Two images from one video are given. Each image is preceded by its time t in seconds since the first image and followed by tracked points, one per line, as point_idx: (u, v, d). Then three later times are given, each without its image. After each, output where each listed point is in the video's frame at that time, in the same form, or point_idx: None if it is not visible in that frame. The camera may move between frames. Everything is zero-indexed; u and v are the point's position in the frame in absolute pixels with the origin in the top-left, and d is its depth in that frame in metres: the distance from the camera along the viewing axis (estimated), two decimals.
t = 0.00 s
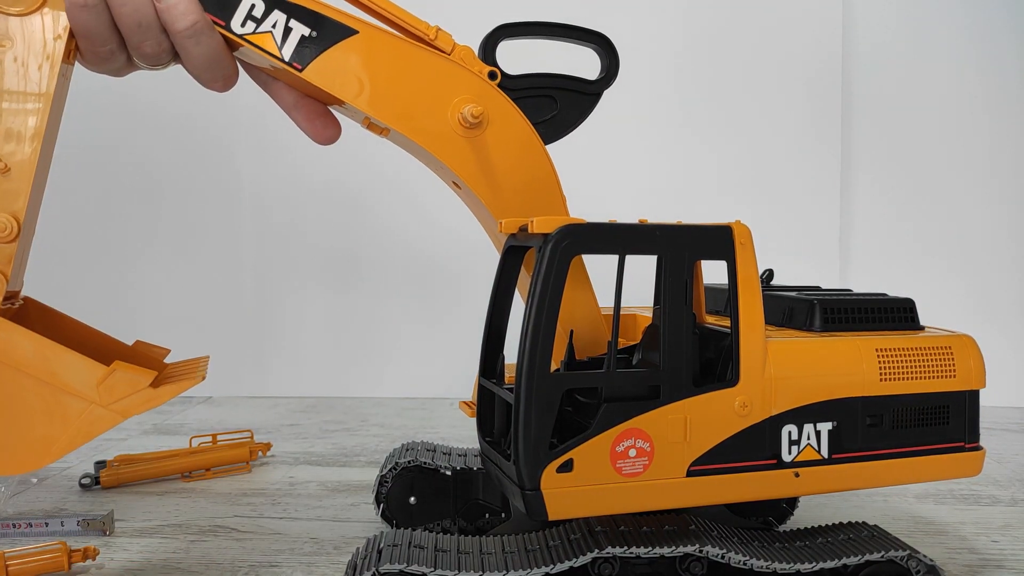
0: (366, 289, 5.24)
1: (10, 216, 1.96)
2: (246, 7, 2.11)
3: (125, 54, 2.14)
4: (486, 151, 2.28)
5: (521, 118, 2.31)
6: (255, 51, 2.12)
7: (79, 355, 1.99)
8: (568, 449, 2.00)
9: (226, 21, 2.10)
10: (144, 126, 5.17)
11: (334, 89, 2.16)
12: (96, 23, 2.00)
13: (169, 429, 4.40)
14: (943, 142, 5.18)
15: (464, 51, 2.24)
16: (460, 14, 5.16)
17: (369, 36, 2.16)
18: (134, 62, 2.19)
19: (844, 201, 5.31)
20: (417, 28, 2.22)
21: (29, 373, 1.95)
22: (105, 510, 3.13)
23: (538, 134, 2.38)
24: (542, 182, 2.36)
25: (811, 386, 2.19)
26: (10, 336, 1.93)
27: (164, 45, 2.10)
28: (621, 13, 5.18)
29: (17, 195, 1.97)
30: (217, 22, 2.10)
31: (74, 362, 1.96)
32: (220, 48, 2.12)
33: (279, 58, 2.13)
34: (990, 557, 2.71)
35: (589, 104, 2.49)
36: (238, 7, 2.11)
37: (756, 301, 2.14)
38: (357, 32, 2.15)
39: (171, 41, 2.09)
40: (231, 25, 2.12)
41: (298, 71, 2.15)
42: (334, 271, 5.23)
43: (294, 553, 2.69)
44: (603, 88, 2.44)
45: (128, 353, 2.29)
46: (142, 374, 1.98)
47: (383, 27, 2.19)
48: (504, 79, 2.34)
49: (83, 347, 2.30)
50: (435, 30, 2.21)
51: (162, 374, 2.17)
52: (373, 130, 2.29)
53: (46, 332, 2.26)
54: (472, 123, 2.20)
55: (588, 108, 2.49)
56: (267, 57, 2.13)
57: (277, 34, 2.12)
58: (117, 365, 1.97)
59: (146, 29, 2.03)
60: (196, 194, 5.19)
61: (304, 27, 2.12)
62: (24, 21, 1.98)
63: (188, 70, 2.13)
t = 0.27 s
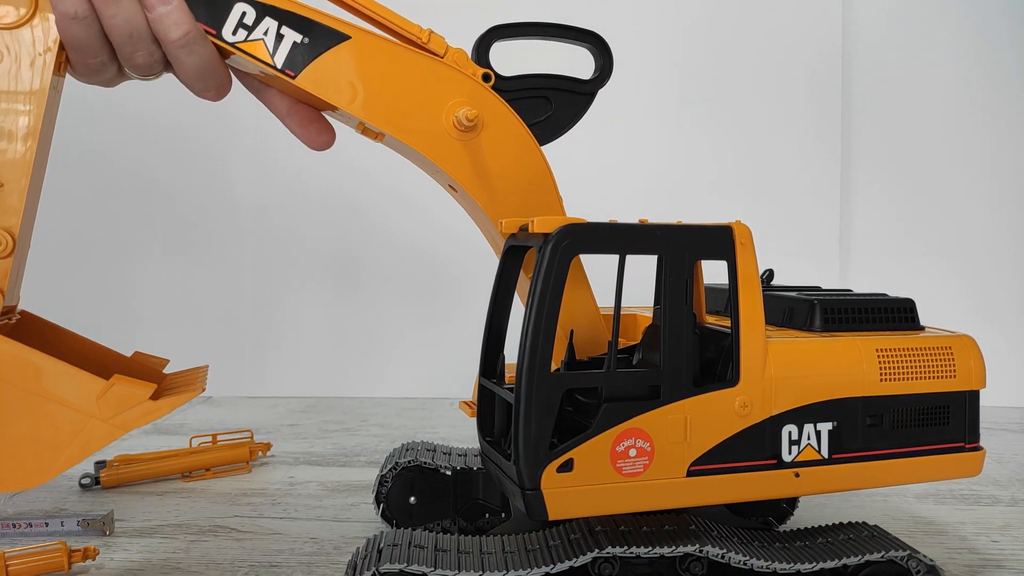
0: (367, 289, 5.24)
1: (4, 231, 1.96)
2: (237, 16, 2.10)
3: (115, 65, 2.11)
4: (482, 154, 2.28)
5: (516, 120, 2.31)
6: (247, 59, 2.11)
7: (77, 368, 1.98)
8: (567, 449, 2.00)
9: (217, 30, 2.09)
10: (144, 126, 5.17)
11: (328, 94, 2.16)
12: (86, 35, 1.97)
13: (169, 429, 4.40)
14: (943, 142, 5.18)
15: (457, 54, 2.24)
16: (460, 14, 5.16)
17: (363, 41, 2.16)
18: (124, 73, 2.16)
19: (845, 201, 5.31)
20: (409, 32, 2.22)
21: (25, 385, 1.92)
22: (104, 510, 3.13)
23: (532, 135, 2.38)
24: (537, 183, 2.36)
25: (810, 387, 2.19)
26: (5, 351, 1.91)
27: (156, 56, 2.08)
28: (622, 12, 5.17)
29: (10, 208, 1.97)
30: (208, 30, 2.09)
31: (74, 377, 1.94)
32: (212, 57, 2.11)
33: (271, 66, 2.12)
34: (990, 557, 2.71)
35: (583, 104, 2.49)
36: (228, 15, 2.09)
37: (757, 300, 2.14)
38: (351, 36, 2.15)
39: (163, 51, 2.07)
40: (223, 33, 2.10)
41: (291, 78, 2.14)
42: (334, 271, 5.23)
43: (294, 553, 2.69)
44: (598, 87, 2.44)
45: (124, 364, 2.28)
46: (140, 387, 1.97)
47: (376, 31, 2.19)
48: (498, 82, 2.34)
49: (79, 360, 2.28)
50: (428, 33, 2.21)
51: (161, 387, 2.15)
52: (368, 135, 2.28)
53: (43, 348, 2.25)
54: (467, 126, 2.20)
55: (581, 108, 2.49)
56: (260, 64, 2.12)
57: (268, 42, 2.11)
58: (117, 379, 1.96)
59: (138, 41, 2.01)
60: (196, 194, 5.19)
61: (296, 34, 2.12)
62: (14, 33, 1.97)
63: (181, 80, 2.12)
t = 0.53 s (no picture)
0: (367, 289, 5.24)
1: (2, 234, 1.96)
2: (236, 16, 2.10)
3: (114, 66, 2.11)
4: (482, 154, 2.28)
5: (516, 120, 2.31)
6: (246, 59, 2.11)
7: (79, 373, 1.97)
8: (568, 449, 2.00)
9: (216, 30, 2.09)
10: (144, 125, 5.17)
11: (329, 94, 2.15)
12: (85, 36, 1.97)
13: (169, 429, 4.40)
14: (943, 142, 5.18)
15: (457, 54, 2.24)
16: (460, 14, 5.16)
17: (362, 41, 2.16)
18: (123, 74, 2.16)
19: (845, 202, 5.30)
20: (409, 32, 2.22)
21: (28, 391, 1.92)
22: (105, 510, 3.13)
23: (533, 135, 2.37)
24: (538, 183, 2.36)
25: (811, 387, 2.19)
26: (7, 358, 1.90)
27: (155, 57, 2.08)
28: (622, 12, 5.17)
29: (8, 211, 1.97)
30: (209, 31, 2.09)
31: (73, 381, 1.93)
32: (212, 58, 2.11)
33: (270, 66, 2.12)
34: (990, 557, 2.71)
35: (583, 104, 2.49)
36: (227, 15, 2.09)
37: (757, 301, 2.14)
38: (350, 36, 2.15)
39: (162, 52, 2.07)
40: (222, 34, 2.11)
41: (290, 78, 2.14)
42: (333, 271, 5.23)
43: (294, 553, 2.69)
44: (597, 86, 2.45)
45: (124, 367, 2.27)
46: (141, 391, 1.96)
47: (375, 31, 2.19)
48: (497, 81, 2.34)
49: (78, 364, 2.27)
50: (427, 33, 2.21)
51: (162, 391, 2.15)
52: (367, 135, 2.28)
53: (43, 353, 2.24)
54: (467, 125, 2.20)
55: (582, 107, 2.49)
56: (259, 64, 2.12)
57: (268, 42, 2.11)
58: (116, 383, 1.95)
59: (137, 42, 2.02)
60: (196, 193, 5.19)
61: (296, 34, 2.11)
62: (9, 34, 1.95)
63: (181, 81, 2.12)
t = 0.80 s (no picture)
0: (366, 289, 5.24)
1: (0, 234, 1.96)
2: (238, 12, 2.09)
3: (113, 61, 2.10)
4: (484, 153, 2.27)
5: (518, 120, 2.30)
6: (247, 56, 2.11)
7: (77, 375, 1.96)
8: (572, 451, 1.99)
9: (218, 27, 2.08)
10: (145, 125, 5.17)
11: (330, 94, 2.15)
12: (84, 32, 1.96)
13: (169, 429, 4.40)
14: (944, 142, 5.17)
15: (460, 53, 2.23)
16: (460, 15, 5.16)
17: (365, 40, 2.15)
18: (121, 70, 2.15)
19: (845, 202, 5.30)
20: (411, 30, 2.21)
21: (28, 395, 1.91)
22: (105, 510, 3.13)
23: (535, 134, 2.37)
24: (540, 182, 2.36)
25: (814, 388, 2.19)
26: (7, 360, 1.89)
27: (155, 54, 2.07)
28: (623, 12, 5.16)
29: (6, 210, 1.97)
30: (209, 28, 2.08)
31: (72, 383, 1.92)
32: (213, 55, 2.10)
33: (272, 64, 2.12)
34: (990, 557, 2.71)
35: (584, 103, 2.49)
36: (229, 12, 2.09)
37: (761, 301, 2.14)
38: (352, 36, 2.14)
39: (163, 48, 2.06)
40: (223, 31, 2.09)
41: (291, 77, 2.14)
42: (333, 271, 5.23)
43: (294, 553, 2.69)
44: (598, 86, 2.45)
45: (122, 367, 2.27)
46: (142, 393, 1.96)
47: (377, 30, 2.18)
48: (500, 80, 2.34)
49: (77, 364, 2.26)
50: (430, 32, 2.19)
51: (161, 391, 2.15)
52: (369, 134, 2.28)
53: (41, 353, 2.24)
54: (469, 125, 2.19)
55: (583, 107, 2.49)
56: (260, 62, 2.12)
57: (270, 39, 2.11)
58: (116, 385, 1.95)
59: (137, 38, 2.00)
60: (196, 193, 5.19)
61: (298, 32, 2.11)
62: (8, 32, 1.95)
63: (182, 78, 2.11)
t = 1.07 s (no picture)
0: (365, 289, 5.23)
1: None
2: (237, 12, 2.07)
3: (110, 63, 2.07)
4: (485, 154, 2.27)
5: (519, 120, 2.30)
6: (247, 57, 2.08)
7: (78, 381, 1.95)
8: (578, 452, 1.99)
9: (217, 27, 2.05)
10: (144, 125, 5.16)
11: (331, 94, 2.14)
12: (82, 32, 1.93)
13: (169, 429, 4.40)
14: (944, 142, 5.17)
15: (461, 53, 2.22)
16: (460, 15, 5.15)
17: (365, 40, 2.14)
18: (118, 71, 2.12)
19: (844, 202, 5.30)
20: (412, 30, 2.19)
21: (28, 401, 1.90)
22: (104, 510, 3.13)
23: (536, 134, 2.37)
24: (540, 182, 2.36)
25: (819, 388, 2.19)
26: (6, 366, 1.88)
27: (154, 54, 2.05)
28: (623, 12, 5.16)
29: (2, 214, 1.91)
30: (208, 29, 2.05)
31: (73, 389, 1.92)
32: (213, 55, 2.08)
33: (272, 64, 2.10)
34: (991, 557, 2.70)
35: (584, 103, 2.49)
36: (228, 12, 2.06)
37: (765, 301, 2.13)
38: (352, 36, 2.13)
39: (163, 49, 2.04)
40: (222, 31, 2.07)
41: (292, 78, 2.12)
42: (332, 271, 5.23)
43: (294, 553, 2.68)
44: (598, 86, 2.45)
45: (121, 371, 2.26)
46: (143, 397, 1.96)
47: (377, 30, 2.16)
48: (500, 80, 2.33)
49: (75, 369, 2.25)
50: (430, 31, 2.18)
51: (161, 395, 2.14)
52: (369, 135, 2.27)
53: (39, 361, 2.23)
54: (470, 126, 2.19)
55: (583, 107, 2.49)
56: (261, 63, 2.10)
57: (270, 40, 2.08)
58: (117, 391, 1.94)
59: (136, 39, 1.98)
60: (196, 193, 5.18)
61: (298, 32, 2.09)
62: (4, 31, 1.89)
63: (181, 79, 2.08)
